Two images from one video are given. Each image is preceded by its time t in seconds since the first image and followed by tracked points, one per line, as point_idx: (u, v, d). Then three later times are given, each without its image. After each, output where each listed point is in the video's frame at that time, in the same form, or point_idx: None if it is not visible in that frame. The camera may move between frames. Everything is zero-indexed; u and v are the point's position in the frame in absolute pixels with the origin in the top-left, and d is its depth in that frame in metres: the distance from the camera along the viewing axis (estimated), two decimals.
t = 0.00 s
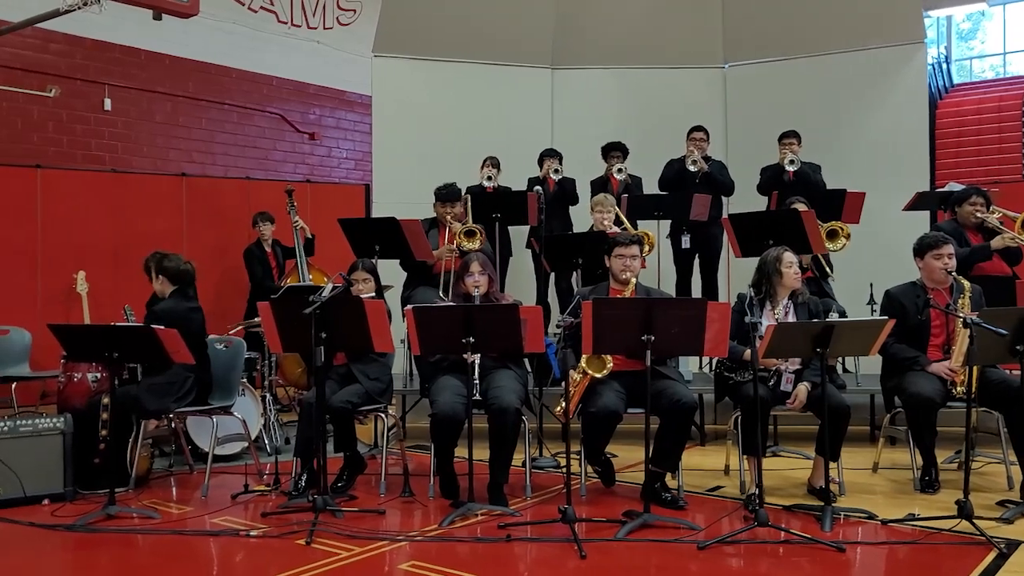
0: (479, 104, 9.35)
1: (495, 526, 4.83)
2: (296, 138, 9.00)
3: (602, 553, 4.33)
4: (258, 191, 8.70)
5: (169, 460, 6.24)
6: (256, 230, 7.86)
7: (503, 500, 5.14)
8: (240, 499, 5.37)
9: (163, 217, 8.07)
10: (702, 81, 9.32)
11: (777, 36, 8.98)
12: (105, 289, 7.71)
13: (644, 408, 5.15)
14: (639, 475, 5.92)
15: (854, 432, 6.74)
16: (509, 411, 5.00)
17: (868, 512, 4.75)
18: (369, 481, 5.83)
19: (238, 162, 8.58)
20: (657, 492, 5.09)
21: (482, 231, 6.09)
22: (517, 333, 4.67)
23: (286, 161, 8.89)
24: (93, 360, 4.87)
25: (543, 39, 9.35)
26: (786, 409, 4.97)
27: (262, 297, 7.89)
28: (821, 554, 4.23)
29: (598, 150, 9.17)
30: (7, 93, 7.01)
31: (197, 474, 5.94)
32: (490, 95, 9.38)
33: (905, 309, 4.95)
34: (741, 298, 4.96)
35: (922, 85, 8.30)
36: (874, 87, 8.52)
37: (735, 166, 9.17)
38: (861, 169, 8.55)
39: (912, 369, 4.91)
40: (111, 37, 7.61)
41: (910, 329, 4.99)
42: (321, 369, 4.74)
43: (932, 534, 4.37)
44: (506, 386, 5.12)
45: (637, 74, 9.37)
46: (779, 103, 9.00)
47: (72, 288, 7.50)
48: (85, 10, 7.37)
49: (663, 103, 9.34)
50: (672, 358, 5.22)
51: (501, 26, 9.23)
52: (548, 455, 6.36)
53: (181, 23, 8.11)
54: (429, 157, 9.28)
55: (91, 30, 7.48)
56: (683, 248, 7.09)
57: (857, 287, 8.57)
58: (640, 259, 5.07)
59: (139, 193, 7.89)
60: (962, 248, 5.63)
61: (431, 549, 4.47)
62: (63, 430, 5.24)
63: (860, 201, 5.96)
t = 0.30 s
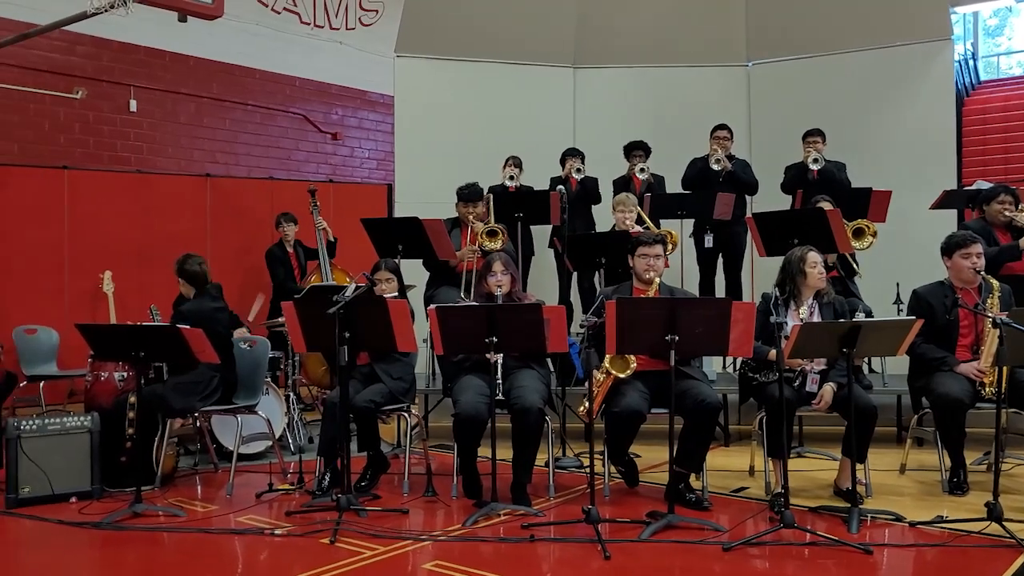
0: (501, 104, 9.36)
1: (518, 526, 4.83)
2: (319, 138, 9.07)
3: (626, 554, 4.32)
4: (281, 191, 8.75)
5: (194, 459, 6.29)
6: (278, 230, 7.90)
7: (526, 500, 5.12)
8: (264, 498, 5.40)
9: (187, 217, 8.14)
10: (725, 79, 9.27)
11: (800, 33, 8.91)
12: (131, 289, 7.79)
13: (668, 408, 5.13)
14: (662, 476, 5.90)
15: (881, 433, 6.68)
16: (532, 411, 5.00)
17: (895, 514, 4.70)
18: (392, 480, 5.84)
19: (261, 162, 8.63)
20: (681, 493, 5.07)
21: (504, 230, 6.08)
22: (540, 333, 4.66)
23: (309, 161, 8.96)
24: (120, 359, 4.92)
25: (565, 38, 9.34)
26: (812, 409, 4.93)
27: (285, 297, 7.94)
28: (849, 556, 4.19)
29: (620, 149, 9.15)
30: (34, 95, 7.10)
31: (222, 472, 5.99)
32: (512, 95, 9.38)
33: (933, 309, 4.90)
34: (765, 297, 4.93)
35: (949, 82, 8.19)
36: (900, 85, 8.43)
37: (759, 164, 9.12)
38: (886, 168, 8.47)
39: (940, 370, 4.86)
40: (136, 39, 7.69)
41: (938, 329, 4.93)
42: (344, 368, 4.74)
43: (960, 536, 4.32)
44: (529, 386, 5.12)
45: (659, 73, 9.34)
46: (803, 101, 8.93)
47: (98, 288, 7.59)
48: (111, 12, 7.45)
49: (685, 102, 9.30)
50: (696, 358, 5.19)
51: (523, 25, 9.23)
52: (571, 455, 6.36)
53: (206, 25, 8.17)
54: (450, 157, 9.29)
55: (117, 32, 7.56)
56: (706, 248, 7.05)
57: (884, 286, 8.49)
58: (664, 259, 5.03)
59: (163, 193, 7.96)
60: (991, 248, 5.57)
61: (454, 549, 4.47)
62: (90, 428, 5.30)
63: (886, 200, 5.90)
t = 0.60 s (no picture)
0: (514, 104, 9.37)
1: (534, 526, 4.82)
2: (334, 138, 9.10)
3: (642, 554, 4.30)
4: (296, 192, 8.78)
5: (211, 458, 6.33)
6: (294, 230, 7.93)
7: (542, 500, 5.13)
8: (281, 497, 5.42)
9: (203, 217, 8.18)
10: (740, 78, 9.25)
11: (816, 32, 8.87)
12: (148, 289, 7.84)
13: (683, 407, 5.11)
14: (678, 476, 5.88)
15: (898, 434, 6.65)
16: (547, 411, 4.99)
17: (914, 515, 4.67)
18: (407, 480, 5.85)
19: (276, 162, 8.67)
20: (697, 493, 5.05)
21: (519, 228, 6.11)
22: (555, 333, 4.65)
23: (324, 161, 8.99)
24: (138, 359, 4.95)
25: (579, 38, 9.35)
26: (828, 409, 4.90)
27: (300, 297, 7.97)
28: (867, 557, 4.17)
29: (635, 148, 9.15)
30: (52, 97, 7.19)
31: (238, 471, 6.02)
32: (526, 95, 9.40)
33: (951, 309, 4.87)
34: (781, 298, 4.90)
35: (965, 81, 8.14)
36: (915, 83, 8.38)
37: (775, 163, 9.09)
38: (902, 166, 8.42)
39: (958, 370, 4.83)
40: (153, 40, 7.75)
41: (955, 329, 4.90)
42: (360, 367, 4.75)
43: (979, 537, 4.29)
44: (544, 386, 5.11)
45: (674, 72, 9.33)
46: (818, 99, 8.89)
47: (116, 287, 7.64)
48: (129, 14, 7.52)
49: (700, 101, 9.28)
50: (712, 358, 5.16)
51: (537, 25, 9.24)
52: (586, 455, 6.36)
53: (222, 26, 8.22)
54: (464, 157, 9.31)
55: (133, 34, 7.63)
56: (721, 247, 7.04)
57: (901, 286, 8.44)
58: (679, 258, 5.01)
59: (179, 193, 8.00)
60: (1010, 247, 5.52)
61: (470, 549, 4.47)
62: (108, 427, 5.34)
63: (904, 198, 5.87)
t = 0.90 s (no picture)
0: (535, 103, 9.38)
1: (556, 526, 4.82)
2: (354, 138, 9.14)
3: (664, 555, 4.29)
4: (317, 192, 8.83)
5: (234, 457, 6.38)
6: (316, 230, 7.98)
7: (564, 500, 5.12)
8: (303, 496, 5.45)
9: (225, 218, 8.23)
10: (762, 76, 9.20)
11: (838, 29, 8.81)
12: (171, 289, 7.91)
13: (706, 408, 5.09)
14: (701, 476, 5.86)
15: (924, 434, 6.59)
16: (569, 411, 4.98)
17: (940, 516, 4.62)
18: (429, 479, 5.87)
19: (297, 163, 8.71)
20: (720, 494, 5.03)
21: (540, 228, 6.11)
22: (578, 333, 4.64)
23: (344, 161, 9.03)
24: (162, 358, 5.00)
25: (600, 37, 9.34)
26: (853, 409, 4.86)
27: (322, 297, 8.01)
28: (892, 558, 4.13)
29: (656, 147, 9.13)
30: (76, 99, 7.28)
31: (261, 470, 6.07)
32: (546, 94, 9.40)
33: (978, 308, 4.82)
34: (805, 297, 4.87)
35: (990, 77, 8.05)
36: (939, 80, 8.31)
37: (797, 162, 9.03)
38: (927, 165, 8.34)
39: (985, 370, 4.78)
40: (175, 42, 7.83)
41: (982, 329, 4.85)
42: (381, 367, 4.77)
43: (1006, 539, 4.24)
44: (565, 386, 5.11)
45: (695, 71, 9.30)
46: (841, 97, 8.82)
47: (140, 288, 7.72)
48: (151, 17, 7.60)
49: (721, 100, 9.24)
50: (734, 358, 5.14)
51: (557, 24, 9.24)
52: (607, 455, 6.36)
53: (243, 27, 8.29)
54: (484, 156, 9.33)
55: (156, 36, 7.71)
56: (744, 246, 7.01)
57: (926, 285, 8.35)
58: (702, 257, 5.00)
59: (202, 194, 8.07)
60: None
61: (491, 548, 4.47)
62: (133, 426, 5.38)
63: (929, 196, 5.83)
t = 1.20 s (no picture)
0: (556, 104, 9.38)
1: (579, 526, 4.81)
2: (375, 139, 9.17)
3: (688, 555, 4.28)
4: (338, 193, 8.87)
5: (258, 456, 6.43)
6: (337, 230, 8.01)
7: (587, 500, 5.12)
8: (326, 495, 5.48)
9: (248, 219, 8.29)
10: (785, 75, 9.15)
11: (862, 27, 8.74)
12: (195, 289, 7.97)
13: (729, 408, 5.06)
14: (724, 476, 5.84)
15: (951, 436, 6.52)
16: (591, 412, 4.97)
17: (967, 518, 4.57)
18: (451, 480, 5.89)
19: (319, 163, 8.76)
20: (744, 494, 5.01)
21: (562, 228, 6.08)
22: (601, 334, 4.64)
23: (366, 162, 9.06)
24: (187, 358, 5.04)
25: (621, 37, 9.32)
26: (879, 410, 4.83)
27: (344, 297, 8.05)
28: (919, 560, 4.09)
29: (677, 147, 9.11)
30: (102, 101, 7.36)
31: (284, 469, 6.11)
32: (567, 94, 9.39)
33: (1006, 308, 4.76)
34: (831, 297, 4.83)
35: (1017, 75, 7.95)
36: (965, 78, 8.22)
37: (820, 161, 8.97)
38: (952, 163, 8.26)
39: (1014, 370, 4.72)
40: (199, 44, 7.90)
41: (1010, 329, 4.79)
42: (404, 367, 4.78)
43: None
44: (588, 386, 5.11)
45: (717, 70, 9.27)
46: (865, 96, 8.75)
47: (164, 288, 7.79)
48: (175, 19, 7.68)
49: (744, 99, 9.20)
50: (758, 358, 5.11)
51: (578, 24, 9.24)
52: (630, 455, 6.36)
53: (266, 29, 8.34)
54: (505, 157, 9.34)
55: (179, 38, 7.78)
56: (767, 246, 6.97)
57: (952, 285, 8.26)
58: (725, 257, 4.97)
59: (225, 195, 8.13)
60: None
61: (514, 548, 4.47)
62: (159, 425, 5.42)
63: (955, 196, 5.80)
